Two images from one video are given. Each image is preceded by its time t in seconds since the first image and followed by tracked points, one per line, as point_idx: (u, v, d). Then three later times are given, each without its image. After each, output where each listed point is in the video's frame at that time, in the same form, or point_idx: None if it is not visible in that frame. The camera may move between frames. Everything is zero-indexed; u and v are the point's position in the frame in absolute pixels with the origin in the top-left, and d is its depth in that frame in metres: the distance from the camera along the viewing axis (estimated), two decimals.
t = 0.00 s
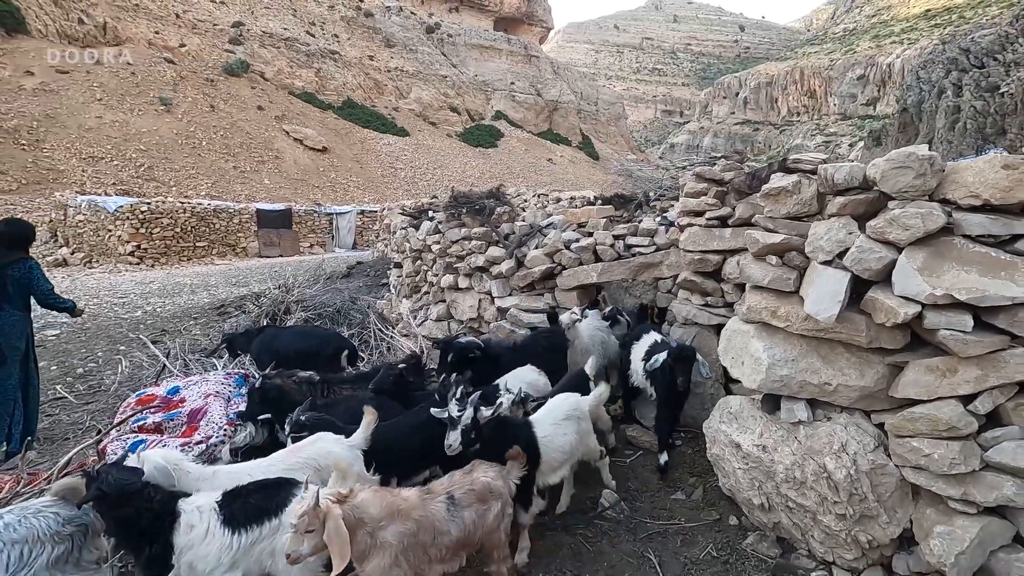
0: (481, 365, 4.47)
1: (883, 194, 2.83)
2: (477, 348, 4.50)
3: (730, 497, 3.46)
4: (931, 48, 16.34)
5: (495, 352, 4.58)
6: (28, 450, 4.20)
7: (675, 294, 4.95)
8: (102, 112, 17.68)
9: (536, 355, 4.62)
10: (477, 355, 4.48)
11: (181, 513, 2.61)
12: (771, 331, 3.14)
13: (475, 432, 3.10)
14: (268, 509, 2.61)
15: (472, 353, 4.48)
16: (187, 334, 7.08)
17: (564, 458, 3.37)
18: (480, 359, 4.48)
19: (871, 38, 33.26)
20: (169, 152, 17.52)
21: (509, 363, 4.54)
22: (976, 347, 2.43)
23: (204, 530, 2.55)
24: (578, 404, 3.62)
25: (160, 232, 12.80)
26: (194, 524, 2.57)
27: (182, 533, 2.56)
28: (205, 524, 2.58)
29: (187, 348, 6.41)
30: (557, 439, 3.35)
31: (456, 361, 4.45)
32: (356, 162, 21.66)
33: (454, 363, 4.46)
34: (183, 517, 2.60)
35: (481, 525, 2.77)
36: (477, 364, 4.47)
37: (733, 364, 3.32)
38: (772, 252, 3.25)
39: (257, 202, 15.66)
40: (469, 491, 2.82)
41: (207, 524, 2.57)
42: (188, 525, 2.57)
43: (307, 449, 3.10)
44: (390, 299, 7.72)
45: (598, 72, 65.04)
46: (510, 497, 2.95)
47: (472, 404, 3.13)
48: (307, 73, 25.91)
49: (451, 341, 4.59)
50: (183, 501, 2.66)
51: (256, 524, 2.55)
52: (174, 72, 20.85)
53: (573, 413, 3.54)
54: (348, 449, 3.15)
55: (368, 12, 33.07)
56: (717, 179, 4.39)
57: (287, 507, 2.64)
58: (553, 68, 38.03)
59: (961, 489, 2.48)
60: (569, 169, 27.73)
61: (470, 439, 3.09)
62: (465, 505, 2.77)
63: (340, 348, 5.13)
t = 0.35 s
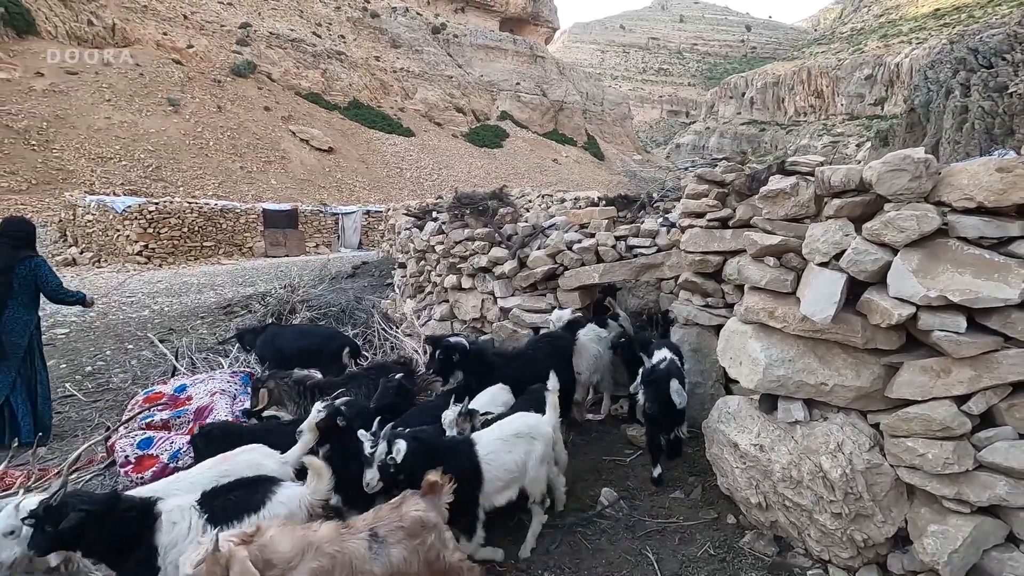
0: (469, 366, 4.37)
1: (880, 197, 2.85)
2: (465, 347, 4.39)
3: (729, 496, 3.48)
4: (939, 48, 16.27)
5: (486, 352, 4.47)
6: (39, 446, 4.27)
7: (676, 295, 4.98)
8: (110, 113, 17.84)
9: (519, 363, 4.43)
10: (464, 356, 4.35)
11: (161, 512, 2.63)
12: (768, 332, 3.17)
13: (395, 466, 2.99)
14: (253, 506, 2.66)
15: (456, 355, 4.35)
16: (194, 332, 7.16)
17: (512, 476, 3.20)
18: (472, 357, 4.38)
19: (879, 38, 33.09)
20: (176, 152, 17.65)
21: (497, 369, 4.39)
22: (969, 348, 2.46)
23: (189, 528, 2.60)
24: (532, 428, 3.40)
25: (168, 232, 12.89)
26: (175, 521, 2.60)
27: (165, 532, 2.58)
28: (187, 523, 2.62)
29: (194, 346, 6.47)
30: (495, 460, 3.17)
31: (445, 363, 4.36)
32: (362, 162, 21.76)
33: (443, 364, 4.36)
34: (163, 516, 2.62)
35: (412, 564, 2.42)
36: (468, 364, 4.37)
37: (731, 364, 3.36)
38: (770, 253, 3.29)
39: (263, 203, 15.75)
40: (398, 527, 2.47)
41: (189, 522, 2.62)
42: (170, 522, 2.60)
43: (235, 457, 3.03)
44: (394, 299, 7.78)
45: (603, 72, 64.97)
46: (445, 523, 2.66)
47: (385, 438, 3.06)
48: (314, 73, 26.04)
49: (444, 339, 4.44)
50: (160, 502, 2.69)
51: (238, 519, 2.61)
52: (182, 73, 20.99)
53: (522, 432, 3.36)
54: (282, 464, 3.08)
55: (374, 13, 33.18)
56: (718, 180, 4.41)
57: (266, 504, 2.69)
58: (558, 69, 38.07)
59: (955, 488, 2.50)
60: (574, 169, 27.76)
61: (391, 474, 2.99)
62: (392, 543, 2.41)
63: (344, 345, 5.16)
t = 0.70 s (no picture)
0: (473, 365, 3.98)
1: (879, 197, 2.85)
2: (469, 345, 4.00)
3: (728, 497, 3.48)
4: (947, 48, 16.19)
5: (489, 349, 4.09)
6: (41, 444, 4.28)
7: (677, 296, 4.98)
8: (117, 114, 17.94)
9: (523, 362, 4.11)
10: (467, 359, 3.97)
11: (81, 551, 2.35)
12: (767, 333, 3.16)
13: (314, 486, 2.69)
14: (186, 527, 2.52)
15: (454, 353, 3.96)
16: (198, 332, 7.18)
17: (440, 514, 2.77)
18: (476, 354, 3.99)
19: (886, 38, 32.94)
20: (183, 153, 17.73)
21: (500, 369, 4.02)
22: (968, 349, 2.45)
23: (117, 558, 2.37)
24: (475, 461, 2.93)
25: (174, 232, 12.96)
26: (100, 557, 2.36)
27: (88, 568, 2.32)
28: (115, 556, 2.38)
29: (198, 346, 6.47)
30: (418, 496, 2.76)
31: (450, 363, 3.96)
32: (367, 162, 21.81)
33: (446, 364, 3.96)
34: (85, 554, 2.35)
35: None
36: (472, 361, 3.98)
37: (730, 365, 3.35)
38: (769, 254, 3.28)
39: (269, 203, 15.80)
40: (291, 562, 2.28)
41: (116, 556, 2.38)
42: (94, 557, 2.35)
43: (116, 501, 2.68)
44: (397, 299, 7.78)
45: (609, 72, 64.88)
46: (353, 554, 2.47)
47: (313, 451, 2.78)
48: (319, 74, 26.13)
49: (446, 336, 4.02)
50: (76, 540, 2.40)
51: (172, 543, 2.45)
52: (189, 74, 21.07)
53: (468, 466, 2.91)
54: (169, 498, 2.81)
55: (379, 14, 33.25)
56: (719, 181, 4.40)
57: (202, 524, 2.57)
58: (563, 69, 38.07)
59: (954, 490, 2.49)
60: (579, 170, 27.75)
61: (307, 492, 2.68)
62: None
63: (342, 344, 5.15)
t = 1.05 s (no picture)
0: (467, 369, 4.00)
1: (880, 198, 2.83)
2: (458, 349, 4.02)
3: (728, 499, 3.46)
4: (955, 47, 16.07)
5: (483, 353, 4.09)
6: (46, 442, 4.33)
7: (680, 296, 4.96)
8: (124, 115, 18.06)
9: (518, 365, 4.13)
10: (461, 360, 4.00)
11: None
12: (767, 334, 3.15)
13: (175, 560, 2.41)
14: (123, 542, 2.65)
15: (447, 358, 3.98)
16: (202, 331, 7.21)
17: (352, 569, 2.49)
18: (468, 358, 4.01)
19: (894, 37, 32.75)
20: (189, 153, 17.82)
21: (496, 373, 4.03)
22: (969, 351, 2.44)
23: None
24: (388, 507, 2.61)
25: (179, 232, 13.03)
26: None
27: None
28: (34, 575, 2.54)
29: (201, 345, 6.49)
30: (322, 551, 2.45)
31: (444, 366, 3.99)
32: (372, 163, 21.85)
33: (441, 369, 4.00)
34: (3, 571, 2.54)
35: None
36: (464, 365, 4.00)
37: (730, 366, 3.33)
38: (769, 255, 3.27)
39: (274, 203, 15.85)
40: None
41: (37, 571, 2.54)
42: None
43: None
44: (399, 299, 7.78)
45: (614, 73, 64.79)
46: None
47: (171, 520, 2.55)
48: (325, 75, 26.21)
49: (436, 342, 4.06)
50: None
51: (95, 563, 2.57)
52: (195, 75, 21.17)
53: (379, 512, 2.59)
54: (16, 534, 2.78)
55: (385, 15, 33.29)
56: (721, 181, 4.37)
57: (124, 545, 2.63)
58: (568, 69, 38.06)
59: (954, 493, 2.47)
60: (584, 170, 27.73)
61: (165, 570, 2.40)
62: None
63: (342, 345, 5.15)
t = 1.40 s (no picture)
0: (465, 373, 4.06)
1: (886, 199, 2.81)
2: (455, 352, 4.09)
3: (732, 501, 3.45)
4: (962, 47, 15.99)
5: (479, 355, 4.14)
6: (53, 441, 4.33)
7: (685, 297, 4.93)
8: (132, 116, 18.17)
9: (517, 366, 4.12)
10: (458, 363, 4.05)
11: None
12: (772, 336, 3.13)
13: None
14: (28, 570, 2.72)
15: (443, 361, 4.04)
16: (208, 331, 7.23)
17: None
18: (464, 361, 4.06)
19: (901, 37, 32.60)
20: (195, 154, 17.90)
21: (495, 375, 4.07)
22: (975, 353, 2.42)
23: None
24: (328, 538, 2.44)
25: (186, 232, 13.08)
26: None
27: None
28: None
29: (206, 345, 6.50)
30: None
31: (440, 369, 4.04)
32: (377, 163, 21.89)
33: (438, 373, 4.05)
34: None
35: None
36: (461, 369, 4.06)
37: (735, 367, 3.31)
38: (775, 256, 3.26)
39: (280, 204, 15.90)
40: None
41: None
42: None
43: None
44: (404, 299, 7.77)
45: (619, 73, 64.70)
46: None
47: None
48: (331, 76, 26.31)
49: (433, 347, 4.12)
50: None
51: None
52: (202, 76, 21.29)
53: (322, 545, 2.41)
54: None
55: (390, 15, 33.35)
56: (727, 182, 4.35)
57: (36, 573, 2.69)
58: (573, 70, 38.06)
59: (961, 497, 2.45)
60: (589, 171, 27.71)
61: None
62: None
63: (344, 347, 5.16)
